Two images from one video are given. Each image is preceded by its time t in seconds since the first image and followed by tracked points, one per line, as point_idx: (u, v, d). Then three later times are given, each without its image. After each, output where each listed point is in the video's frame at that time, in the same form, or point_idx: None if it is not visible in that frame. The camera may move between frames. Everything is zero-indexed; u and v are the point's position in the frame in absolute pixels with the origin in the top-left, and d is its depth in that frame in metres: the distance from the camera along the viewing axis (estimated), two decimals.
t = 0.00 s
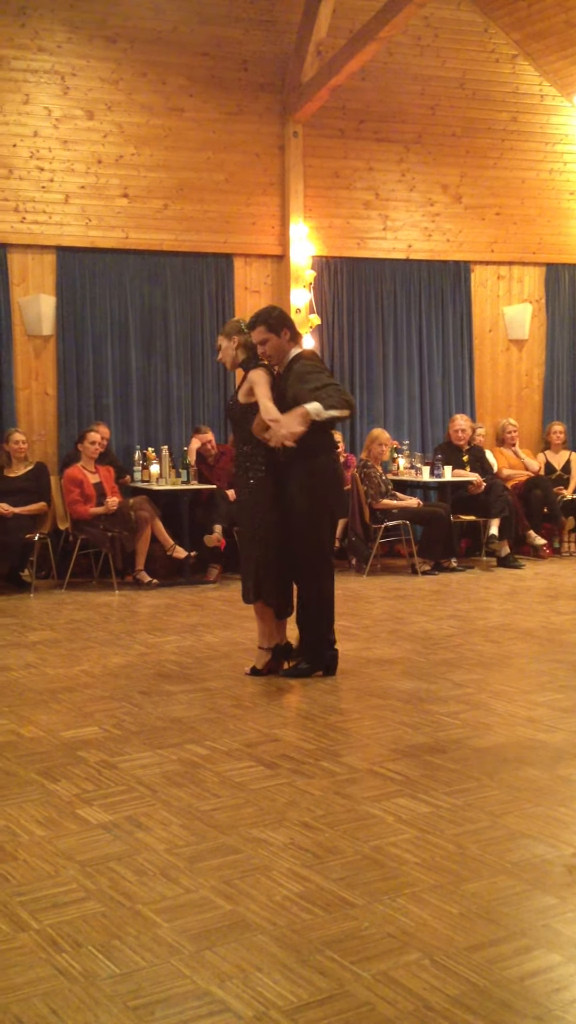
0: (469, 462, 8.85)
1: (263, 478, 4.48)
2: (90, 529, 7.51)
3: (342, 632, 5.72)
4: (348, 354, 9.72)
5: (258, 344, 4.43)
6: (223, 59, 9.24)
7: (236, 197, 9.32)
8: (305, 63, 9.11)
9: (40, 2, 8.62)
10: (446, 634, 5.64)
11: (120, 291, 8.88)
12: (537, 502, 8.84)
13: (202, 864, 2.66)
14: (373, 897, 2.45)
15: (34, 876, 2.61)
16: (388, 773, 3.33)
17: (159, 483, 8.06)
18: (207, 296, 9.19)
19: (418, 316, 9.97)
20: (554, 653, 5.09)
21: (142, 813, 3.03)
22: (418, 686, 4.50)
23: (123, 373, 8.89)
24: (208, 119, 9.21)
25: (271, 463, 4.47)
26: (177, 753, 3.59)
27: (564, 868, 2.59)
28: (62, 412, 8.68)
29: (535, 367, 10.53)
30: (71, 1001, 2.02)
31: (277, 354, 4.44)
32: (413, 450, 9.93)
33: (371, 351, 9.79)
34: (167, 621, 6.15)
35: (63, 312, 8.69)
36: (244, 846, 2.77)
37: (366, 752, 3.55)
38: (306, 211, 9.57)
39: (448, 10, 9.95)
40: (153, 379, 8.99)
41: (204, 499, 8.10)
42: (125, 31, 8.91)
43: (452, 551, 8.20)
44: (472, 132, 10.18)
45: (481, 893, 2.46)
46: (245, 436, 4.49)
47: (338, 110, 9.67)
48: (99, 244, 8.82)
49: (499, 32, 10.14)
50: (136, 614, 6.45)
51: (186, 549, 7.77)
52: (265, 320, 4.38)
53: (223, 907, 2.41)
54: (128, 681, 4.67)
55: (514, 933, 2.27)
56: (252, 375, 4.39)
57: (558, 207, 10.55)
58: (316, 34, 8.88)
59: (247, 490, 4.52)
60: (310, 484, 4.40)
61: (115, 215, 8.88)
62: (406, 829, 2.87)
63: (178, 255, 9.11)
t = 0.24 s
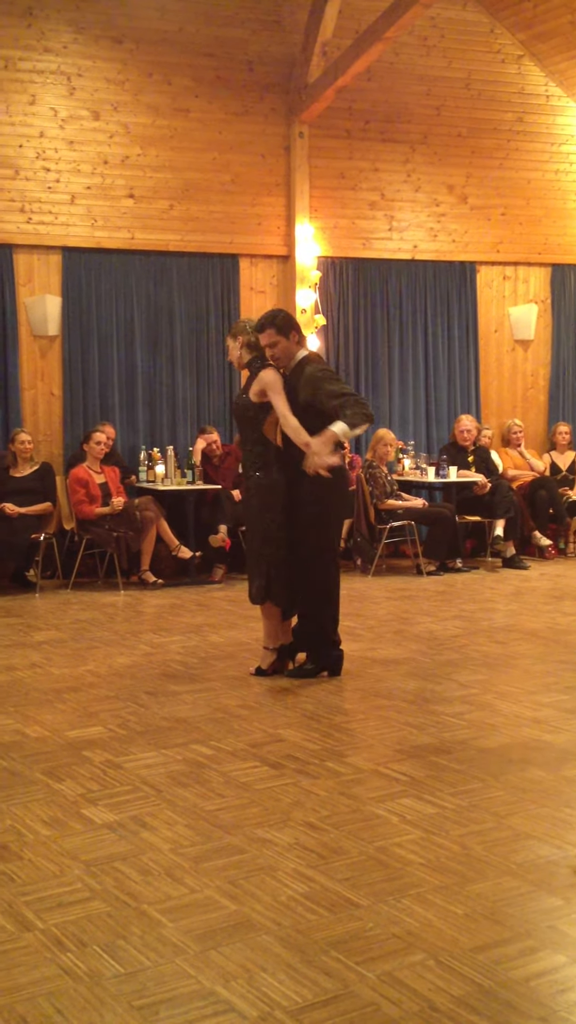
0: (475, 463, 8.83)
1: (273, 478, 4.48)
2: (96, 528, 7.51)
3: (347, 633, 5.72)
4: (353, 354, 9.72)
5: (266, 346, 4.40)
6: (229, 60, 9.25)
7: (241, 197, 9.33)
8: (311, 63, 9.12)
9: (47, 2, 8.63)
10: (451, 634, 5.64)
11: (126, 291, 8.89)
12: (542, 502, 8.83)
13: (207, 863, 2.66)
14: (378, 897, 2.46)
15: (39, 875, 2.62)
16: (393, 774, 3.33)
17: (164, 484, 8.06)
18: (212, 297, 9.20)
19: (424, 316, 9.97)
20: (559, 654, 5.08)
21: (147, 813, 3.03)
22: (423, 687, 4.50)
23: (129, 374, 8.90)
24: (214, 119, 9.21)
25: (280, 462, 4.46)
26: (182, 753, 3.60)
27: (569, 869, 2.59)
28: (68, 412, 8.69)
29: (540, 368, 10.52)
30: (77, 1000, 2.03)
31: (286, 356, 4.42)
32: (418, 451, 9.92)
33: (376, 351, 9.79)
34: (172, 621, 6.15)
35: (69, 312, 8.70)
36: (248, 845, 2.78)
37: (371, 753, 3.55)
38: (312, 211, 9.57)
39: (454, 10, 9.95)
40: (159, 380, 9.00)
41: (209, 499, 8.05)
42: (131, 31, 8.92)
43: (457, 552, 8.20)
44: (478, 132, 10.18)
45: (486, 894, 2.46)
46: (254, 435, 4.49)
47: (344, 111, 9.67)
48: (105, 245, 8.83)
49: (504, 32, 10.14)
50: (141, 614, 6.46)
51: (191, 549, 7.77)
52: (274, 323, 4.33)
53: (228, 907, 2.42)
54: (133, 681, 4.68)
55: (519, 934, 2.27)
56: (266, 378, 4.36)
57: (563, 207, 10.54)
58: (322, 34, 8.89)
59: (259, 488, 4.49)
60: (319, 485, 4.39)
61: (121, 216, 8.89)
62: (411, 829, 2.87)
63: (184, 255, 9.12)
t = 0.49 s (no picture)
0: (479, 463, 8.82)
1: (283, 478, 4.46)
2: (100, 529, 7.52)
3: (351, 633, 5.72)
4: (357, 354, 9.72)
5: (280, 345, 4.40)
6: (233, 60, 9.25)
7: (245, 197, 9.33)
8: (314, 63, 9.11)
9: (50, 3, 8.63)
10: (455, 634, 5.63)
11: (130, 291, 8.89)
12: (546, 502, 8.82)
13: (211, 863, 2.66)
14: (382, 897, 2.45)
15: (44, 875, 2.62)
16: (397, 774, 3.33)
17: (168, 484, 8.07)
18: (216, 297, 9.20)
19: (428, 316, 9.96)
20: (563, 654, 5.08)
21: (151, 813, 3.03)
22: (427, 687, 4.50)
23: (132, 374, 8.90)
24: (217, 119, 9.21)
25: (289, 462, 4.46)
26: (186, 753, 3.60)
27: (573, 869, 2.59)
28: (71, 413, 8.69)
29: (544, 367, 10.51)
30: (80, 1000, 2.03)
31: (299, 356, 4.45)
32: (422, 450, 9.92)
33: (380, 351, 9.78)
34: (176, 621, 6.15)
35: (72, 313, 8.71)
36: (253, 846, 2.77)
37: (375, 753, 3.55)
38: (315, 211, 9.57)
39: (457, 10, 9.95)
40: (162, 380, 9.00)
41: (213, 499, 8.05)
42: (134, 32, 8.93)
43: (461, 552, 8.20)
44: (482, 132, 10.17)
45: (490, 894, 2.46)
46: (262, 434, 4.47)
47: (347, 110, 9.67)
48: (108, 245, 8.83)
49: (508, 31, 10.13)
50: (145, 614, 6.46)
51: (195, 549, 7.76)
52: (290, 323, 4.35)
53: (233, 907, 2.41)
54: (137, 681, 4.68)
55: (523, 934, 2.26)
56: (285, 378, 4.33)
57: (567, 206, 10.53)
58: (326, 33, 8.88)
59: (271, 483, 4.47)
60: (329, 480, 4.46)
61: (125, 216, 8.89)
62: (416, 830, 2.86)
63: (187, 256, 9.12)
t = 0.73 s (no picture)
0: (483, 461, 8.80)
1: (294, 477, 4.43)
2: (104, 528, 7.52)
3: (355, 631, 5.71)
4: (360, 352, 9.71)
5: (301, 346, 4.42)
6: (236, 58, 9.25)
7: (248, 195, 9.32)
8: (317, 61, 9.10)
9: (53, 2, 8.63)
10: (459, 633, 5.62)
11: (133, 290, 8.89)
12: (550, 501, 8.82)
13: (215, 862, 2.66)
14: (387, 896, 2.45)
15: (48, 874, 2.62)
16: (402, 773, 3.32)
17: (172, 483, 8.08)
18: (219, 296, 9.20)
19: (431, 313, 9.96)
20: (568, 653, 5.06)
21: (156, 812, 3.03)
22: (431, 686, 4.49)
23: (136, 373, 8.90)
24: (220, 118, 9.21)
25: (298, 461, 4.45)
26: (190, 752, 3.60)
27: None
28: (75, 412, 8.70)
29: (548, 364, 10.50)
30: (85, 998, 2.03)
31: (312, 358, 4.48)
32: (426, 448, 9.91)
33: (384, 349, 9.78)
34: (180, 620, 6.15)
35: (76, 312, 8.71)
36: (257, 844, 2.77)
37: (379, 752, 3.55)
38: (319, 210, 9.56)
39: (461, 8, 9.93)
40: (166, 380, 9.00)
41: (217, 499, 8.08)
42: (137, 31, 8.93)
43: (465, 550, 8.19)
44: (485, 130, 10.16)
45: (495, 894, 2.45)
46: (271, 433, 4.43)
47: (350, 108, 9.66)
48: (112, 244, 8.83)
49: (511, 29, 10.11)
50: (149, 613, 6.46)
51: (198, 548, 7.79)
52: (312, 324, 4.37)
53: (237, 905, 2.42)
54: (141, 680, 4.68)
55: (528, 933, 2.26)
56: (307, 378, 4.28)
57: (571, 203, 10.52)
58: (329, 31, 8.87)
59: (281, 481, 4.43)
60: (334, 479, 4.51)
61: (128, 215, 8.89)
62: (420, 829, 2.86)
63: (191, 255, 9.12)
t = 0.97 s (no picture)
0: (485, 460, 8.80)
1: (303, 475, 4.43)
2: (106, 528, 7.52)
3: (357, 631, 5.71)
4: (363, 351, 9.71)
5: (310, 346, 4.44)
6: (238, 58, 9.25)
7: (250, 195, 9.32)
8: (319, 61, 9.10)
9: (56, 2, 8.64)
10: (462, 633, 5.61)
11: (135, 290, 8.89)
12: (552, 500, 8.81)
13: (218, 861, 2.66)
14: (389, 896, 2.45)
15: (51, 873, 2.62)
16: (404, 773, 3.32)
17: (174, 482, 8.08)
18: (221, 295, 9.19)
19: (433, 312, 9.95)
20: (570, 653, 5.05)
21: (158, 811, 3.03)
22: (434, 686, 4.48)
23: (138, 373, 8.90)
24: (222, 117, 9.21)
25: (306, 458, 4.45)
26: (193, 751, 3.60)
27: None
28: (77, 412, 8.70)
29: (551, 363, 10.49)
30: (88, 996, 2.03)
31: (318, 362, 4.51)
32: (428, 447, 9.91)
33: (386, 348, 9.77)
34: (182, 620, 6.15)
35: (78, 312, 8.71)
36: (259, 843, 2.77)
37: (382, 751, 3.54)
38: (321, 209, 9.56)
39: (463, 7, 9.93)
40: (168, 379, 9.00)
41: (219, 498, 8.11)
42: (139, 31, 8.93)
43: (468, 550, 8.18)
44: (487, 129, 10.16)
45: (498, 894, 2.45)
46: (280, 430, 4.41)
47: (352, 107, 9.66)
48: (114, 244, 8.83)
49: (514, 28, 10.11)
50: (151, 613, 6.46)
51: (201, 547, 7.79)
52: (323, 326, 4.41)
53: (239, 904, 2.42)
54: (143, 679, 4.68)
55: (530, 933, 2.25)
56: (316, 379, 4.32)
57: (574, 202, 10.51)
58: (331, 31, 8.87)
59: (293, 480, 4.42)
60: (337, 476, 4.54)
61: (130, 215, 8.89)
62: (423, 829, 2.86)
63: (193, 254, 9.12)
